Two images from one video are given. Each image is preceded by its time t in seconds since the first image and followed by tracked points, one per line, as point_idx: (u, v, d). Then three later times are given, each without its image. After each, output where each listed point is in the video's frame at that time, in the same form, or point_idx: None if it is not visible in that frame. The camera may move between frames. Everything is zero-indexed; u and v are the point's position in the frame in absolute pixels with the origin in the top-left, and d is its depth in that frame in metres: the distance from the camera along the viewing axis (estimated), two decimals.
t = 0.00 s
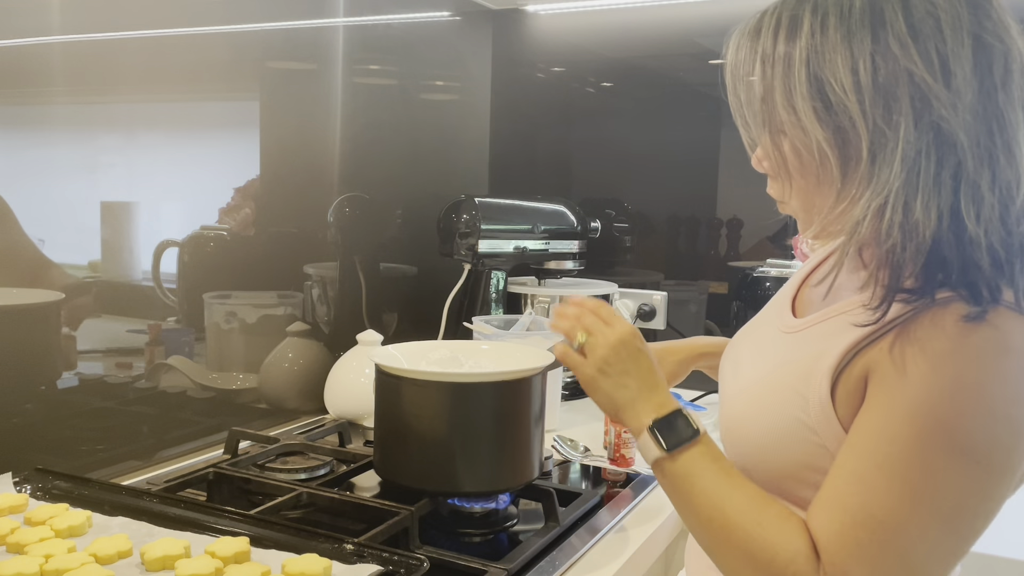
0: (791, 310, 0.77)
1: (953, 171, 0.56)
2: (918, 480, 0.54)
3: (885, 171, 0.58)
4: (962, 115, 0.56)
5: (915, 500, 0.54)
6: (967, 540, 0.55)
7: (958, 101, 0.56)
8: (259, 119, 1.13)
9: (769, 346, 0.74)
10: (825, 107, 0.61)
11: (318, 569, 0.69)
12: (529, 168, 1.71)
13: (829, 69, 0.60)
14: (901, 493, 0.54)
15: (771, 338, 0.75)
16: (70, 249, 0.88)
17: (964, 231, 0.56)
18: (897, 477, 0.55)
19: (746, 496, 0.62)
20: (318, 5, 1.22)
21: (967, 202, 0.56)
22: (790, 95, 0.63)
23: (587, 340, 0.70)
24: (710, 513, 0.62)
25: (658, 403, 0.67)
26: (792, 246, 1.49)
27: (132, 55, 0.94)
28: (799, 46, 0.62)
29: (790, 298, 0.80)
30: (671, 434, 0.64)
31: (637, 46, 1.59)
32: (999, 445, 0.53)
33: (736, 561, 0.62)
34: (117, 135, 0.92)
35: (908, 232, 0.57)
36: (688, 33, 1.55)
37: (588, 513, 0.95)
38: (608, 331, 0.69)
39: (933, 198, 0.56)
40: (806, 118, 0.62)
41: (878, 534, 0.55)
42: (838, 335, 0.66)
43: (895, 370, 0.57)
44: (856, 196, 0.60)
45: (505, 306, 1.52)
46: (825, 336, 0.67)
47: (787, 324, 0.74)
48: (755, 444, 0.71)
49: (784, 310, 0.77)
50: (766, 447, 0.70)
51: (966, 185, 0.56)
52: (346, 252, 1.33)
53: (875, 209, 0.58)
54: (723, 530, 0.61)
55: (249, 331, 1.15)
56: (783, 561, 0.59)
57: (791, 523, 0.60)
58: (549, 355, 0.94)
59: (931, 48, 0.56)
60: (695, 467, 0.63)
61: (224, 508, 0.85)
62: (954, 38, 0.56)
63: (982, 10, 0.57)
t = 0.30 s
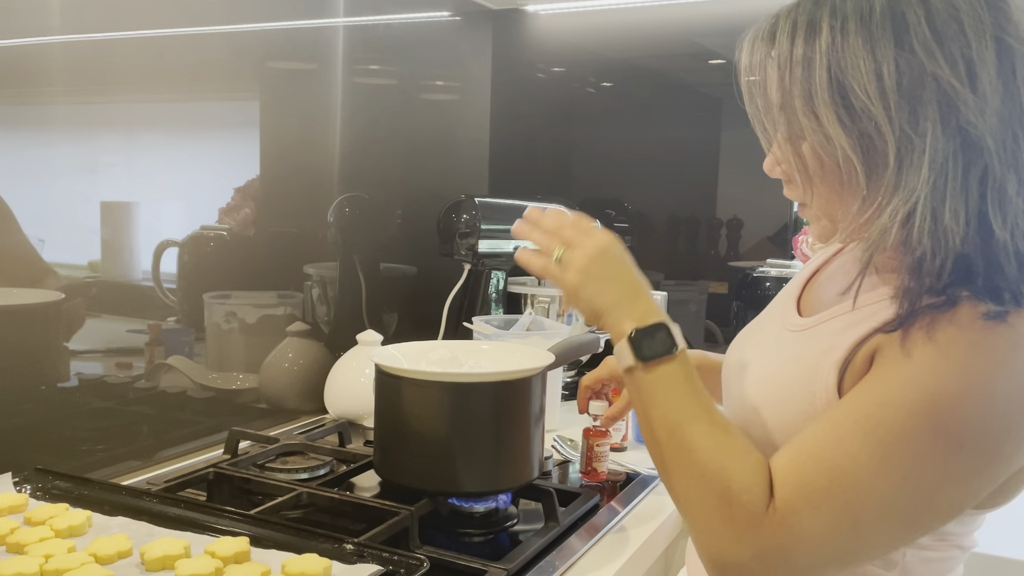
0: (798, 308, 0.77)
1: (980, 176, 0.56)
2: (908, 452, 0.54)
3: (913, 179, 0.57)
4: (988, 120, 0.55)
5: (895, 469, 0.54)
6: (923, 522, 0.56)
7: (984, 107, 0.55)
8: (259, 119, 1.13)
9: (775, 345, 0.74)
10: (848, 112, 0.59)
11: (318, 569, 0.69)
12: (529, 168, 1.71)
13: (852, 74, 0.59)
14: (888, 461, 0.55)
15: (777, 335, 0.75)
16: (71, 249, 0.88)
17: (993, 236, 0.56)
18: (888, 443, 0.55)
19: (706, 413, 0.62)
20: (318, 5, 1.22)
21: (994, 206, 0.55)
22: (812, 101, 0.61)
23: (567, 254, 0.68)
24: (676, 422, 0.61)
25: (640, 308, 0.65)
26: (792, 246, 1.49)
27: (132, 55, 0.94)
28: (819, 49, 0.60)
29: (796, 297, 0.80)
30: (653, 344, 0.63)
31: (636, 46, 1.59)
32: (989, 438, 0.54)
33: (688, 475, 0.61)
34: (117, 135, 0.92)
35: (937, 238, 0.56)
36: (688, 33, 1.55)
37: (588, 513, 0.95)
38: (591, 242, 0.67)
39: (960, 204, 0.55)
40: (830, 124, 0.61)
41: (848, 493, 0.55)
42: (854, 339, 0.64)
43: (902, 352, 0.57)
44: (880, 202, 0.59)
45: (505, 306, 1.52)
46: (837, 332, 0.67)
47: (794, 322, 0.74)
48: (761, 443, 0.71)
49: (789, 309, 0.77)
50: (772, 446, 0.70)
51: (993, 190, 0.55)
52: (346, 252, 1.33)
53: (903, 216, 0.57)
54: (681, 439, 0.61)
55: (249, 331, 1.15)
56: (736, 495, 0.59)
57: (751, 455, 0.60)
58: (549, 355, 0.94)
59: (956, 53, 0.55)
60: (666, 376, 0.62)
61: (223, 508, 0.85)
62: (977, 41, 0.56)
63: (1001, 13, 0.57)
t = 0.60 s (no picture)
0: (801, 306, 0.78)
1: (997, 181, 0.55)
2: (904, 416, 0.55)
3: (929, 184, 0.56)
4: (1005, 123, 0.55)
5: (889, 428, 0.55)
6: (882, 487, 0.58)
7: (1001, 111, 0.55)
8: (259, 120, 1.13)
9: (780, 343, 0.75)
10: (863, 117, 0.58)
11: (318, 569, 0.69)
12: (529, 168, 1.71)
13: (866, 77, 0.58)
14: (881, 423, 0.55)
15: (782, 332, 0.76)
16: (71, 249, 0.88)
17: (1010, 240, 0.56)
18: (885, 399, 0.55)
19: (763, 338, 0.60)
20: (318, 5, 1.22)
21: (1011, 210, 0.55)
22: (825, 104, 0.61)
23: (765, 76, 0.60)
24: (738, 310, 0.60)
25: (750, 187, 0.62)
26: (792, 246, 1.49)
27: (132, 56, 0.94)
28: (830, 54, 0.60)
29: (800, 296, 0.81)
30: (767, 226, 0.60)
31: (637, 46, 1.59)
32: (984, 416, 0.54)
33: (700, 357, 0.60)
34: (117, 135, 0.92)
35: (954, 242, 0.56)
36: (688, 33, 1.55)
37: (588, 513, 0.95)
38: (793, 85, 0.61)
39: (976, 207, 0.55)
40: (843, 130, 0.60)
41: (830, 444, 0.56)
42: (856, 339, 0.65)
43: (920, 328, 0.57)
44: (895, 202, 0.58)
45: (504, 306, 1.52)
46: (840, 325, 0.68)
47: (798, 319, 0.75)
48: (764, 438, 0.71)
49: (794, 308, 0.78)
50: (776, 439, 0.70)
51: (1009, 193, 0.55)
52: (346, 252, 1.33)
53: (918, 222, 0.56)
54: (723, 324, 0.60)
55: (249, 331, 1.15)
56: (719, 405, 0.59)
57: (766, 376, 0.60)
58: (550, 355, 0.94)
59: (972, 57, 0.55)
60: (744, 265, 0.61)
61: (224, 508, 0.85)
62: (993, 44, 0.55)
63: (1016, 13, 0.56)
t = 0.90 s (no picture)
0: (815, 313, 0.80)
1: (990, 184, 0.57)
2: (928, 427, 0.56)
3: (917, 182, 0.58)
4: (1002, 126, 0.55)
5: (912, 441, 0.56)
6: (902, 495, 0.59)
7: (999, 114, 0.55)
8: (259, 120, 1.13)
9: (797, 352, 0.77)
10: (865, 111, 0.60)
11: (318, 569, 0.69)
12: (529, 168, 1.71)
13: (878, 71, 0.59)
14: (905, 435, 0.57)
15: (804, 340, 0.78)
16: (71, 249, 0.88)
17: (1002, 241, 0.58)
18: (908, 409, 0.57)
19: (807, 351, 0.61)
20: (318, 5, 1.22)
21: (1002, 214, 0.57)
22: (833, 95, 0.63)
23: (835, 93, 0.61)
24: (780, 323, 0.61)
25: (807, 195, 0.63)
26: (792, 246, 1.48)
27: (132, 55, 0.93)
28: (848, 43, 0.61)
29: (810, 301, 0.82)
30: (814, 237, 0.61)
31: (637, 46, 1.59)
32: (1008, 430, 0.56)
33: (736, 364, 0.62)
34: (117, 135, 0.92)
35: (943, 242, 0.58)
36: (688, 33, 1.55)
37: (588, 513, 0.95)
38: (866, 109, 0.60)
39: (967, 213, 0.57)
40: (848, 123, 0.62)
41: (854, 456, 0.58)
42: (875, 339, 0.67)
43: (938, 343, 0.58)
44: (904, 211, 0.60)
45: (504, 306, 1.52)
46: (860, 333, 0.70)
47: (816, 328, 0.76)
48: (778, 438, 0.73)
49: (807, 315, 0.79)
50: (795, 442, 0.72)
51: (1003, 198, 0.57)
52: (346, 251, 1.32)
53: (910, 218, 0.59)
54: (764, 332, 0.61)
55: (249, 331, 1.15)
56: (747, 417, 0.60)
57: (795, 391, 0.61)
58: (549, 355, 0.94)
59: (974, 58, 0.55)
60: (793, 279, 0.61)
61: (224, 508, 0.85)
62: (995, 45, 0.55)
63: None
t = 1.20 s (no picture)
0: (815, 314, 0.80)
1: None
2: (936, 438, 0.56)
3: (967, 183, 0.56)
4: None
5: (920, 451, 0.56)
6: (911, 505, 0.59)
7: None
8: (259, 119, 1.12)
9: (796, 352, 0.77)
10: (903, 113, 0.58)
11: (318, 569, 0.69)
12: (529, 168, 1.71)
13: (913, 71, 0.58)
14: (913, 445, 0.56)
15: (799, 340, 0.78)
16: (70, 249, 0.88)
17: None
18: (915, 420, 0.56)
19: (807, 360, 0.60)
20: (318, 4, 1.22)
21: None
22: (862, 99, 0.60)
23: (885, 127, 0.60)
24: (781, 336, 0.60)
25: (814, 202, 0.62)
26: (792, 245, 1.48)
27: (131, 55, 0.93)
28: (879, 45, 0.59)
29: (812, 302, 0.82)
30: (813, 247, 0.60)
31: (636, 46, 1.59)
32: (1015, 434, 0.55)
33: (739, 380, 0.61)
34: (116, 135, 0.92)
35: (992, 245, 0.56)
36: (689, 33, 1.55)
37: (588, 513, 0.95)
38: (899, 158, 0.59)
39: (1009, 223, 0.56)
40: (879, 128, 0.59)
41: (865, 470, 0.57)
42: (877, 346, 0.66)
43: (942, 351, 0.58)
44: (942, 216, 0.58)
45: (504, 306, 1.52)
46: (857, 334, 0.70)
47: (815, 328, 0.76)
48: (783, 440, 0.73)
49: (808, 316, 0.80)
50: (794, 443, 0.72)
51: None
52: (345, 252, 1.32)
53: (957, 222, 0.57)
54: (768, 347, 0.60)
55: (249, 331, 1.14)
56: (755, 435, 0.60)
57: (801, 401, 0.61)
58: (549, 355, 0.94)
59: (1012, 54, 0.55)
60: (795, 290, 0.61)
61: (223, 508, 0.85)
62: None
63: None
